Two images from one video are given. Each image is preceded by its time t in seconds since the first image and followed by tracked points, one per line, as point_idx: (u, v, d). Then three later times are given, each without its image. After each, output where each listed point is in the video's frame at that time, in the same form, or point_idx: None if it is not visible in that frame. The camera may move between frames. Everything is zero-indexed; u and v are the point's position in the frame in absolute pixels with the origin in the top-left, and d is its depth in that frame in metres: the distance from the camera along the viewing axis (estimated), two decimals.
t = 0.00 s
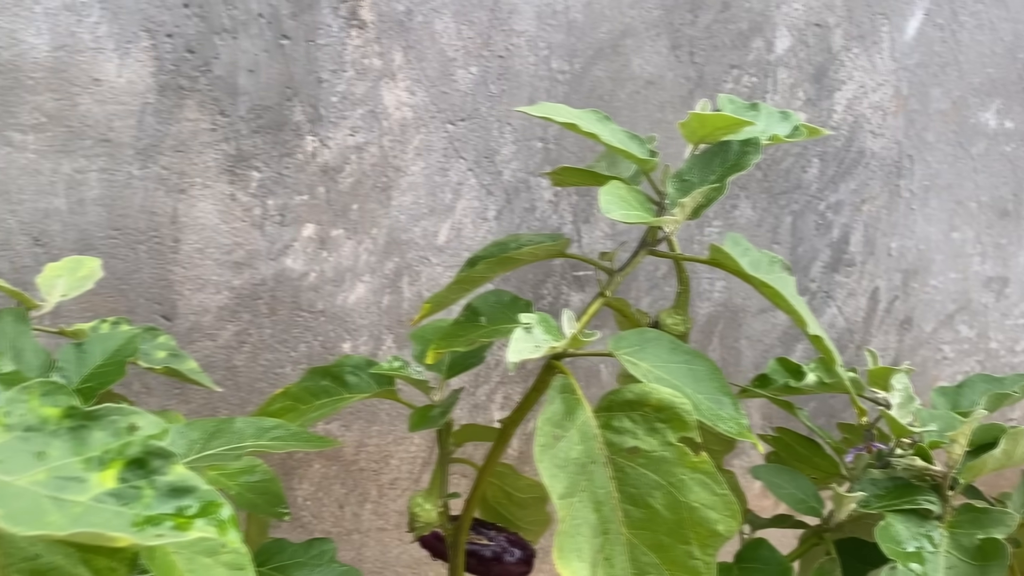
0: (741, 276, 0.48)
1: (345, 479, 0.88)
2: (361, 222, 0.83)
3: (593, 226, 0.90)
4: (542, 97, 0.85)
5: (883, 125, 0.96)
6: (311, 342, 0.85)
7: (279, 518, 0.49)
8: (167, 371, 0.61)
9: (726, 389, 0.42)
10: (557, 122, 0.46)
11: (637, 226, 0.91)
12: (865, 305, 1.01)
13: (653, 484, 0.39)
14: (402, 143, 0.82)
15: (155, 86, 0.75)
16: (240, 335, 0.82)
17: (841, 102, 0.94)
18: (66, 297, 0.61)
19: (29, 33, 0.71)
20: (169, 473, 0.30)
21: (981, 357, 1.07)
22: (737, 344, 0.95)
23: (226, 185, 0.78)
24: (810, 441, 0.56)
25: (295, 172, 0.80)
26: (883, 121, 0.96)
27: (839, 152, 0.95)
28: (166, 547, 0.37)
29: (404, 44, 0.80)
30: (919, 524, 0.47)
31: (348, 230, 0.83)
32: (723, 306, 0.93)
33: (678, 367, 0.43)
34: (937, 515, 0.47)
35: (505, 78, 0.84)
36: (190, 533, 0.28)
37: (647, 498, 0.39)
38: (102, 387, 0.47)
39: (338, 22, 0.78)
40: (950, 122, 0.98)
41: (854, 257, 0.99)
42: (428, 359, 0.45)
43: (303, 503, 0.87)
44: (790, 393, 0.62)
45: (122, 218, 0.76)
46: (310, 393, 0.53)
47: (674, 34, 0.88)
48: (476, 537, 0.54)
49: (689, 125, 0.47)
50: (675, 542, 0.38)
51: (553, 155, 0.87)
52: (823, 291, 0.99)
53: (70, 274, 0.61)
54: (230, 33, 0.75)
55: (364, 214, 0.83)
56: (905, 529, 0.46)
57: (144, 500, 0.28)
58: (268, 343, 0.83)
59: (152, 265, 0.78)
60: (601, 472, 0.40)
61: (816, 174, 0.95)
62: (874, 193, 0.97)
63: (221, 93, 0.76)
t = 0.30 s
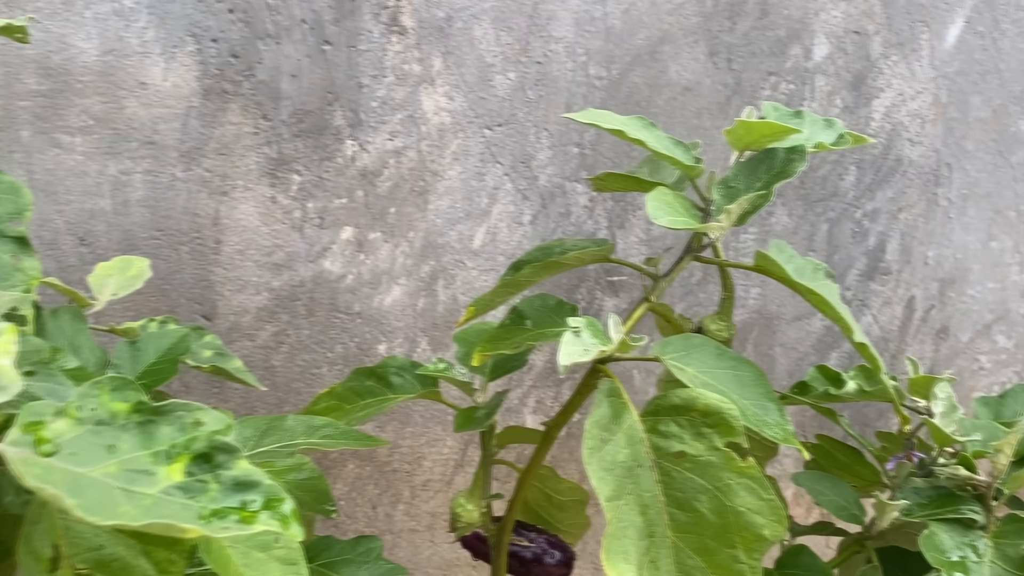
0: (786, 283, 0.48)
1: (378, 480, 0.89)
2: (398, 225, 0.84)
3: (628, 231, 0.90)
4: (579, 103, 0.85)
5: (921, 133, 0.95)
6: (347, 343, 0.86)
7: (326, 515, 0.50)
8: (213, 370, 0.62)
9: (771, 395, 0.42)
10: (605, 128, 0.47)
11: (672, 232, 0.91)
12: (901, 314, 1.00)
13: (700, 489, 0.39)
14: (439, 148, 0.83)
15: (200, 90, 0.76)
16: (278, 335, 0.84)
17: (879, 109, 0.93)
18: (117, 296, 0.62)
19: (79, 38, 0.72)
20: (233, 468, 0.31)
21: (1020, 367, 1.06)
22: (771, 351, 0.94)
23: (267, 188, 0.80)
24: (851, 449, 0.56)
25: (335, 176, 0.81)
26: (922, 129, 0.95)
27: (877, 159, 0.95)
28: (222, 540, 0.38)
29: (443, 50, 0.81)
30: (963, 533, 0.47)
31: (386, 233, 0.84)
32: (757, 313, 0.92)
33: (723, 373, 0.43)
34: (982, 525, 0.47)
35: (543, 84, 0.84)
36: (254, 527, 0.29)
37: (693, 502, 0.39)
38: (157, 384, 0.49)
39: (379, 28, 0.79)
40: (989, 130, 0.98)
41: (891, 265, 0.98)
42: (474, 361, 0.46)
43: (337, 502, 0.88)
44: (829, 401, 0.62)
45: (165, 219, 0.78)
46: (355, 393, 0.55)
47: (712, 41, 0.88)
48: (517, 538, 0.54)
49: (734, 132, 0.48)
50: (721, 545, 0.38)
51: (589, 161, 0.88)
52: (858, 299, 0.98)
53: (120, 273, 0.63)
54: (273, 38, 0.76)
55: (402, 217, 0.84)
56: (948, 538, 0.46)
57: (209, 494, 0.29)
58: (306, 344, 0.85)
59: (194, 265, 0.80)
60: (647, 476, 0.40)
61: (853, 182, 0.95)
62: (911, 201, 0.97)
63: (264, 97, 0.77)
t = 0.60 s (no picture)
0: (830, 289, 0.48)
1: (411, 480, 0.89)
2: (435, 228, 0.84)
3: (664, 235, 0.90)
4: (616, 108, 0.86)
5: (961, 141, 0.94)
6: (383, 344, 0.87)
7: (372, 512, 0.51)
8: (258, 368, 0.63)
9: (816, 401, 0.43)
10: (651, 133, 0.47)
11: (708, 237, 0.91)
12: (938, 323, 0.99)
13: (745, 492, 0.40)
14: (477, 152, 0.84)
15: (244, 93, 0.77)
16: (316, 336, 0.85)
17: (918, 116, 0.92)
18: (166, 294, 0.63)
19: (126, 41, 0.73)
20: (293, 462, 0.31)
21: None
22: (806, 358, 0.94)
23: (308, 191, 0.81)
24: (892, 456, 0.57)
25: (373, 179, 0.82)
26: (962, 136, 0.94)
27: (915, 167, 0.94)
28: (274, 534, 0.39)
29: (482, 55, 0.82)
30: (1008, 542, 0.46)
31: (423, 236, 0.85)
32: (793, 320, 0.92)
33: (770, 378, 0.43)
34: None
35: (580, 89, 0.85)
36: (314, 519, 0.29)
37: (738, 505, 0.39)
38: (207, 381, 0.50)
39: (420, 33, 0.80)
40: None
41: (928, 273, 0.97)
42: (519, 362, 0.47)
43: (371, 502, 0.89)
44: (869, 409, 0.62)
45: (208, 220, 0.79)
46: (398, 392, 0.55)
47: (751, 47, 0.87)
48: (557, 539, 0.55)
49: (781, 138, 0.48)
50: (766, 548, 0.38)
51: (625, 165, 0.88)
52: (895, 307, 0.97)
53: (168, 272, 0.63)
54: (316, 42, 0.77)
55: (438, 220, 0.85)
56: (994, 548, 0.45)
57: (270, 486, 0.30)
58: (342, 345, 0.86)
59: (235, 266, 0.81)
60: (692, 478, 0.40)
61: (891, 190, 0.94)
62: (950, 209, 0.96)
63: (305, 101, 0.78)
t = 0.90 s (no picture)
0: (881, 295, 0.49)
1: (446, 481, 0.90)
2: (473, 231, 0.85)
3: (703, 240, 0.90)
4: (656, 113, 0.85)
5: (1005, 148, 0.93)
6: (420, 346, 0.88)
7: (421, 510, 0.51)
8: (305, 367, 0.64)
9: (868, 406, 0.43)
10: (702, 137, 0.48)
11: (747, 242, 0.91)
12: (978, 331, 0.98)
13: (797, 495, 0.40)
14: (516, 156, 0.84)
15: (288, 97, 0.78)
16: (355, 336, 0.86)
17: (961, 123, 0.91)
18: (215, 293, 0.64)
19: (175, 44, 0.75)
20: (357, 456, 0.32)
21: None
22: (844, 365, 0.94)
23: (349, 194, 0.82)
24: (939, 464, 0.57)
25: (413, 182, 0.82)
26: (1006, 143, 0.93)
27: (957, 174, 0.92)
28: (331, 528, 0.39)
29: (523, 59, 0.82)
30: None
31: (461, 238, 0.85)
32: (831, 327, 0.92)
33: (822, 383, 0.43)
34: None
35: (620, 93, 0.85)
36: (379, 512, 0.30)
37: (790, 509, 0.40)
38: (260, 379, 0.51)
39: (462, 38, 0.80)
40: None
41: (969, 281, 0.96)
42: (568, 364, 0.47)
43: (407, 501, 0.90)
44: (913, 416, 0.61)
45: (251, 221, 0.80)
46: (445, 392, 0.56)
47: (792, 52, 0.87)
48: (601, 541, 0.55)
49: (831, 143, 0.48)
50: (818, 552, 0.38)
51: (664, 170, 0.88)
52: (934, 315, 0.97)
53: (218, 272, 0.64)
54: (359, 47, 0.78)
55: (477, 223, 0.85)
56: None
57: (336, 480, 0.31)
58: (381, 345, 0.87)
59: (278, 266, 0.82)
60: (744, 481, 0.41)
61: (932, 197, 0.93)
62: (992, 217, 0.95)
63: (349, 105, 0.79)
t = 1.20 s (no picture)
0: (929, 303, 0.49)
1: (480, 483, 0.90)
2: (509, 235, 0.85)
3: (740, 245, 0.90)
4: (694, 119, 0.85)
5: None
6: (455, 348, 0.89)
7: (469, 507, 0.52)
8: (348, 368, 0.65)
9: (916, 413, 0.43)
10: (751, 143, 0.48)
11: (784, 249, 0.90)
12: (1018, 340, 0.98)
13: (845, 501, 0.40)
14: (553, 160, 0.84)
15: (329, 101, 0.79)
16: (391, 338, 0.87)
17: (1004, 129, 0.90)
18: (262, 294, 0.65)
19: (219, 49, 0.76)
20: (414, 455, 0.32)
21: None
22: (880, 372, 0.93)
23: (387, 197, 0.83)
24: (985, 473, 0.57)
25: (451, 186, 0.83)
26: None
27: (998, 181, 0.91)
28: (382, 526, 0.40)
29: (562, 64, 0.82)
30: None
31: (497, 242, 0.86)
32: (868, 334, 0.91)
33: (869, 390, 0.43)
34: None
35: (658, 98, 0.84)
36: (437, 510, 0.30)
37: (838, 515, 0.40)
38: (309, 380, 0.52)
39: (501, 43, 0.80)
40: None
41: (1009, 290, 0.95)
42: (614, 369, 0.48)
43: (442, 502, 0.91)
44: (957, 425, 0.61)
45: (291, 224, 0.81)
46: (487, 394, 0.57)
47: (831, 58, 0.86)
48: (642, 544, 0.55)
49: (879, 150, 0.48)
50: (865, 559, 0.39)
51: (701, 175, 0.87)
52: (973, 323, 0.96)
53: (265, 272, 0.65)
54: (400, 52, 0.78)
55: (513, 227, 0.86)
56: None
57: (395, 477, 0.31)
58: (416, 347, 0.88)
59: (316, 268, 0.83)
60: (791, 487, 0.41)
61: (972, 205, 0.91)
62: None
63: (389, 109, 0.80)
